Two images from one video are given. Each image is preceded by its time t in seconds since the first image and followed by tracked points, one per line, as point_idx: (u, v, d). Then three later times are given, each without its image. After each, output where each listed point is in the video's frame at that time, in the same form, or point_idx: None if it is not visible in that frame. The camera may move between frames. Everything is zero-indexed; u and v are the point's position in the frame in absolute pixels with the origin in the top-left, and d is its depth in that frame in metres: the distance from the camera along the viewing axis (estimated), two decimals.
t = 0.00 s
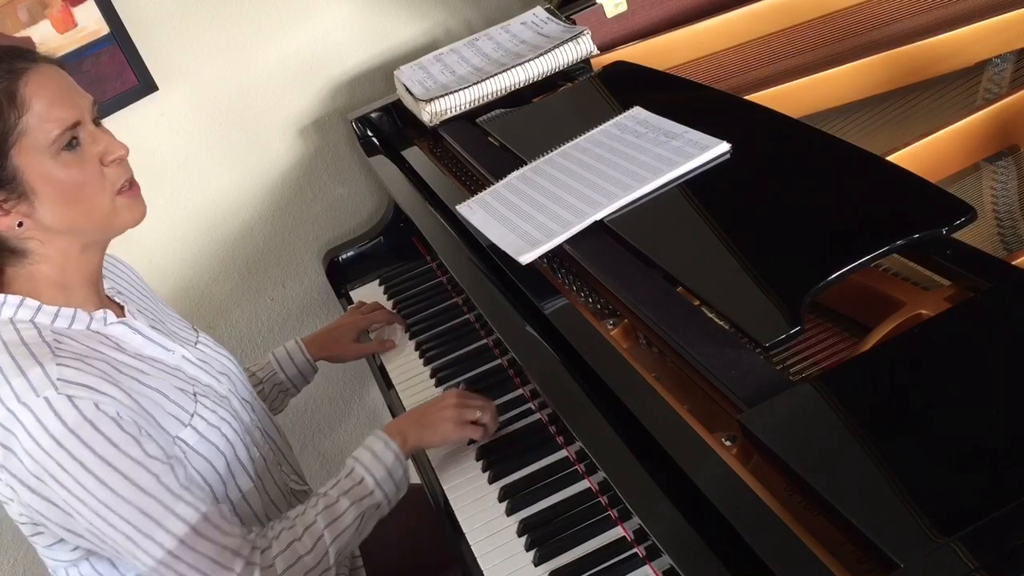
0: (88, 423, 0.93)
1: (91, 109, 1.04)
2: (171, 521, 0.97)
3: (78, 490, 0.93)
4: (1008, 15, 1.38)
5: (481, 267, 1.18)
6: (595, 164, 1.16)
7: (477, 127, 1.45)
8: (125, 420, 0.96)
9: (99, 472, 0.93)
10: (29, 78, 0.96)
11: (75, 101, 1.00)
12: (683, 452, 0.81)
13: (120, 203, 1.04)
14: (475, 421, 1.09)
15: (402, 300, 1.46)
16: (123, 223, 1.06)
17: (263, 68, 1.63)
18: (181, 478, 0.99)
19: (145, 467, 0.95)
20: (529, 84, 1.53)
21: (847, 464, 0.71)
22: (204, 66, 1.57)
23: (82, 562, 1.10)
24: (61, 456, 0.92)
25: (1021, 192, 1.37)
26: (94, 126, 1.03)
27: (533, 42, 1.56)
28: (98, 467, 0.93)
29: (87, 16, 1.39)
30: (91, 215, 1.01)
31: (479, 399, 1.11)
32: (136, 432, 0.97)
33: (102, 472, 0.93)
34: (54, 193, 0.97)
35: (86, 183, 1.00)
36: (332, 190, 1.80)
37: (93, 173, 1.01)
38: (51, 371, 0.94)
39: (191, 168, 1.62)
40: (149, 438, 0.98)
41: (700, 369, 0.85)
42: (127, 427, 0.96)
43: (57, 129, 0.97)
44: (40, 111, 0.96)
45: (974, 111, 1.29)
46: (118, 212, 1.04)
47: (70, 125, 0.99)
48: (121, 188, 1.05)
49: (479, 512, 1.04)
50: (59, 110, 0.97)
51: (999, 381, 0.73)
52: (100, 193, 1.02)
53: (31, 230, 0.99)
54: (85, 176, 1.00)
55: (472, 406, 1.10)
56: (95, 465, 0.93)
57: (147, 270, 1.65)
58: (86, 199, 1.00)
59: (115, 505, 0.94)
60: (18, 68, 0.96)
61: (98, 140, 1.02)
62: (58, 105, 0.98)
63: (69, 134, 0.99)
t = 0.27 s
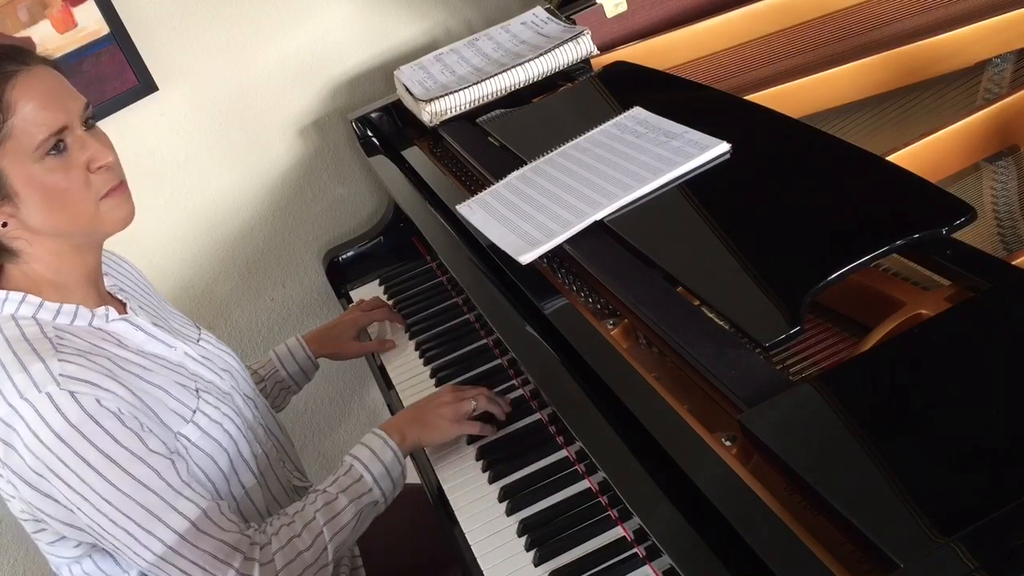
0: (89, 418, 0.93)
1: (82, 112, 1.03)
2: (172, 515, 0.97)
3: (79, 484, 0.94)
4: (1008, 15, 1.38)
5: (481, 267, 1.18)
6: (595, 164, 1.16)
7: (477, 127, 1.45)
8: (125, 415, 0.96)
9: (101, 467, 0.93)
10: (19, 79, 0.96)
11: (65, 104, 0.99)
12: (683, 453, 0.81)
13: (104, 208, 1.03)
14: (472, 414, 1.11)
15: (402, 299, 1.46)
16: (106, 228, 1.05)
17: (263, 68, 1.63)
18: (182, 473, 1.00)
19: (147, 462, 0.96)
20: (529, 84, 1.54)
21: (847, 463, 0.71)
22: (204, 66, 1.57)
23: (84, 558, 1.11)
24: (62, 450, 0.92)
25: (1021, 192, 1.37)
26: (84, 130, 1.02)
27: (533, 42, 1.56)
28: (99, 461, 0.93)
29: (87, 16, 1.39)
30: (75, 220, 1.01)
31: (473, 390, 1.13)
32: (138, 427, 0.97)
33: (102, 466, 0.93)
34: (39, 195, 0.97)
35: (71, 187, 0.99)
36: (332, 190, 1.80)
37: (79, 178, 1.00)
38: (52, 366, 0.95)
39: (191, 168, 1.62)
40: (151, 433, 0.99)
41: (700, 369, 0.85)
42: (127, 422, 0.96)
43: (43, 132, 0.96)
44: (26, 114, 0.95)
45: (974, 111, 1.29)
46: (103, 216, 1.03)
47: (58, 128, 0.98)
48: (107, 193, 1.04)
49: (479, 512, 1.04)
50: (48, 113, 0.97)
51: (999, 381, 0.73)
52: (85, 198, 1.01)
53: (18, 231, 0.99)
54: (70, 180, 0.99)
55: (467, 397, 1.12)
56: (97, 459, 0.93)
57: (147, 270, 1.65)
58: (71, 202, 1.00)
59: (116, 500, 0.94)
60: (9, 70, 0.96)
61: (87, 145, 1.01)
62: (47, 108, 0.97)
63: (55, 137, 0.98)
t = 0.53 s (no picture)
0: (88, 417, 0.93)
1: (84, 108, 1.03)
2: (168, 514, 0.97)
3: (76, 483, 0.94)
4: (1008, 15, 1.38)
5: (481, 267, 1.18)
6: (595, 164, 1.16)
7: (477, 127, 1.45)
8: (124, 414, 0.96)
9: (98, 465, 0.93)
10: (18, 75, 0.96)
11: (66, 100, 0.99)
12: (683, 453, 0.81)
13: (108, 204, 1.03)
14: (471, 413, 1.11)
15: (402, 299, 1.46)
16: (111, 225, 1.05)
17: (263, 68, 1.63)
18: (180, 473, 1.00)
19: (144, 461, 0.96)
20: (529, 84, 1.54)
21: (847, 463, 0.71)
22: (204, 66, 1.57)
23: (82, 557, 1.11)
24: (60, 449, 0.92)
25: (1021, 192, 1.37)
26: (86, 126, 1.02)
27: (533, 42, 1.56)
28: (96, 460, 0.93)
29: (87, 16, 1.39)
30: (78, 216, 1.01)
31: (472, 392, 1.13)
32: (136, 426, 0.97)
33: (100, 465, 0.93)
34: (40, 193, 0.97)
35: (73, 184, 0.99)
36: (332, 190, 1.80)
37: (81, 174, 1.00)
38: (52, 364, 0.95)
39: (191, 168, 1.62)
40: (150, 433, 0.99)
41: (700, 369, 0.85)
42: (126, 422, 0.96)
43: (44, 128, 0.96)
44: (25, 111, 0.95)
45: (974, 111, 1.29)
46: (107, 213, 1.03)
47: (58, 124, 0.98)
48: (110, 189, 1.04)
49: (479, 512, 1.04)
50: (47, 109, 0.97)
51: (999, 381, 0.73)
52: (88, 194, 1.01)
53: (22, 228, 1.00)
54: (72, 176, 0.99)
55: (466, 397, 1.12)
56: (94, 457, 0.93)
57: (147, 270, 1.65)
58: (73, 199, 1.00)
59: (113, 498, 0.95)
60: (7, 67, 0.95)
61: (88, 140, 1.01)
62: (47, 104, 0.97)
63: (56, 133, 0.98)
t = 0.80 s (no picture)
0: (94, 403, 0.94)
1: (102, 100, 1.06)
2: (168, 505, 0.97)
3: (78, 469, 0.94)
4: (1008, 15, 1.38)
5: (481, 267, 1.18)
6: (595, 164, 1.16)
7: (477, 127, 1.45)
8: (130, 403, 0.97)
9: (101, 451, 0.94)
10: (37, 68, 0.99)
11: (83, 92, 1.03)
12: (683, 453, 0.81)
13: (127, 194, 1.06)
14: (463, 416, 1.11)
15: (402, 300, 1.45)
16: (130, 215, 1.08)
17: (263, 68, 1.63)
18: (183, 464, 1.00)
19: (146, 450, 0.96)
20: (529, 84, 1.53)
21: (847, 463, 0.71)
22: (204, 66, 1.57)
23: (82, 546, 1.11)
24: (65, 434, 0.93)
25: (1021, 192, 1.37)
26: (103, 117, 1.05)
27: (533, 42, 1.56)
28: (98, 446, 0.94)
29: (87, 16, 1.39)
30: (97, 206, 1.04)
31: (467, 389, 1.12)
32: (142, 415, 0.98)
33: (103, 451, 0.94)
34: (59, 183, 1.00)
35: (90, 174, 1.02)
36: (332, 190, 1.80)
37: (99, 163, 1.03)
38: (64, 349, 0.96)
39: (191, 168, 1.62)
40: (154, 423, 0.99)
41: (699, 369, 0.85)
42: (132, 410, 0.97)
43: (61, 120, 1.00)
44: (43, 103, 0.98)
45: (974, 111, 1.29)
46: (126, 203, 1.06)
47: (76, 115, 1.01)
48: (129, 179, 1.07)
49: (480, 512, 1.04)
50: (65, 102, 1.00)
51: (999, 381, 0.73)
52: (105, 183, 1.04)
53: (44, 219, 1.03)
54: (89, 166, 1.02)
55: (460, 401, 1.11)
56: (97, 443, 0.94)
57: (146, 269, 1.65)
58: (90, 189, 1.02)
59: (111, 485, 0.95)
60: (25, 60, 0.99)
61: (105, 131, 1.04)
62: (64, 96, 1.00)
63: (72, 124, 1.01)
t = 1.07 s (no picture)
0: (111, 389, 0.95)
1: (133, 93, 1.07)
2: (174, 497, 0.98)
3: (88, 454, 0.95)
4: (1008, 15, 1.38)
5: (481, 267, 1.18)
6: (595, 164, 1.16)
7: (478, 127, 1.45)
8: (145, 392, 0.98)
9: (115, 438, 0.95)
10: (68, 62, 1.01)
11: (113, 86, 1.04)
12: (683, 452, 0.81)
13: (153, 186, 1.07)
14: (458, 419, 1.11)
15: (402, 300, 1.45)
16: (156, 207, 1.09)
17: (263, 68, 1.63)
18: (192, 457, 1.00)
19: (157, 440, 0.97)
20: (529, 84, 1.53)
21: (848, 463, 0.71)
22: (204, 66, 1.57)
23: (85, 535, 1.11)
24: (80, 418, 0.94)
25: (1021, 192, 1.37)
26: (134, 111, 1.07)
27: (533, 42, 1.56)
28: (111, 431, 0.94)
29: (87, 16, 1.39)
30: (122, 198, 1.05)
31: (463, 390, 1.13)
32: (156, 405, 0.99)
33: (115, 437, 0.95)
34: (85, 173, 1.02)
35: (115, 166, 1.03)
36: (332, 190, 1.80)
37: (125, 156, 1.04)
38: (86, 334, 0.98)
39: (191, 168, 1.63)
40: (167, 415, 1.00)
41: (699, 369, 0.85)
42: (147, 398, 0.97)
43: (88, 112, 1.01)
44: (71, 96, 1.00)
45: (974, 111, 1.29)
46: (152, 196, 1.07)
47: (105, 108, 1.03)
48: (155, 171, 1.08)
49: (480, 512, 1.04)
50: (92, 94, 1.02)
51: (999, 381, 0.73)
52: (130, 176, 1.05)
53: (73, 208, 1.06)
54: (115, 158, 1.03)
55: (455, 403, 1.12)
56: (110, 429, 0.94)
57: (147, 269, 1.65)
58: (117, 181, 1.04)
59: (119, 473, 0.95)
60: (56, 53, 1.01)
61: (133, 124, 1.05)
62: (93, 89, 1.02)
63: (100, 117, 1.03)
